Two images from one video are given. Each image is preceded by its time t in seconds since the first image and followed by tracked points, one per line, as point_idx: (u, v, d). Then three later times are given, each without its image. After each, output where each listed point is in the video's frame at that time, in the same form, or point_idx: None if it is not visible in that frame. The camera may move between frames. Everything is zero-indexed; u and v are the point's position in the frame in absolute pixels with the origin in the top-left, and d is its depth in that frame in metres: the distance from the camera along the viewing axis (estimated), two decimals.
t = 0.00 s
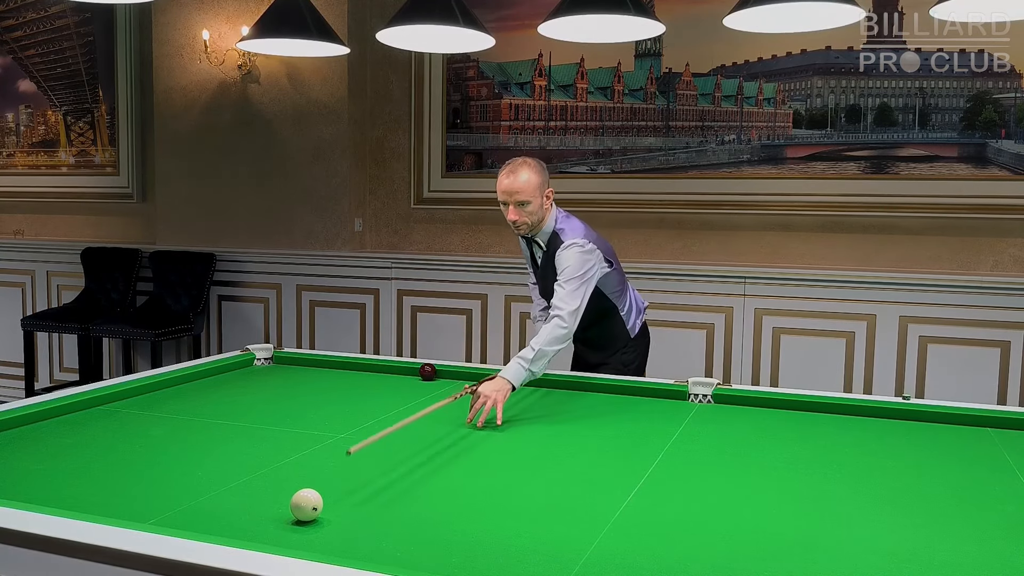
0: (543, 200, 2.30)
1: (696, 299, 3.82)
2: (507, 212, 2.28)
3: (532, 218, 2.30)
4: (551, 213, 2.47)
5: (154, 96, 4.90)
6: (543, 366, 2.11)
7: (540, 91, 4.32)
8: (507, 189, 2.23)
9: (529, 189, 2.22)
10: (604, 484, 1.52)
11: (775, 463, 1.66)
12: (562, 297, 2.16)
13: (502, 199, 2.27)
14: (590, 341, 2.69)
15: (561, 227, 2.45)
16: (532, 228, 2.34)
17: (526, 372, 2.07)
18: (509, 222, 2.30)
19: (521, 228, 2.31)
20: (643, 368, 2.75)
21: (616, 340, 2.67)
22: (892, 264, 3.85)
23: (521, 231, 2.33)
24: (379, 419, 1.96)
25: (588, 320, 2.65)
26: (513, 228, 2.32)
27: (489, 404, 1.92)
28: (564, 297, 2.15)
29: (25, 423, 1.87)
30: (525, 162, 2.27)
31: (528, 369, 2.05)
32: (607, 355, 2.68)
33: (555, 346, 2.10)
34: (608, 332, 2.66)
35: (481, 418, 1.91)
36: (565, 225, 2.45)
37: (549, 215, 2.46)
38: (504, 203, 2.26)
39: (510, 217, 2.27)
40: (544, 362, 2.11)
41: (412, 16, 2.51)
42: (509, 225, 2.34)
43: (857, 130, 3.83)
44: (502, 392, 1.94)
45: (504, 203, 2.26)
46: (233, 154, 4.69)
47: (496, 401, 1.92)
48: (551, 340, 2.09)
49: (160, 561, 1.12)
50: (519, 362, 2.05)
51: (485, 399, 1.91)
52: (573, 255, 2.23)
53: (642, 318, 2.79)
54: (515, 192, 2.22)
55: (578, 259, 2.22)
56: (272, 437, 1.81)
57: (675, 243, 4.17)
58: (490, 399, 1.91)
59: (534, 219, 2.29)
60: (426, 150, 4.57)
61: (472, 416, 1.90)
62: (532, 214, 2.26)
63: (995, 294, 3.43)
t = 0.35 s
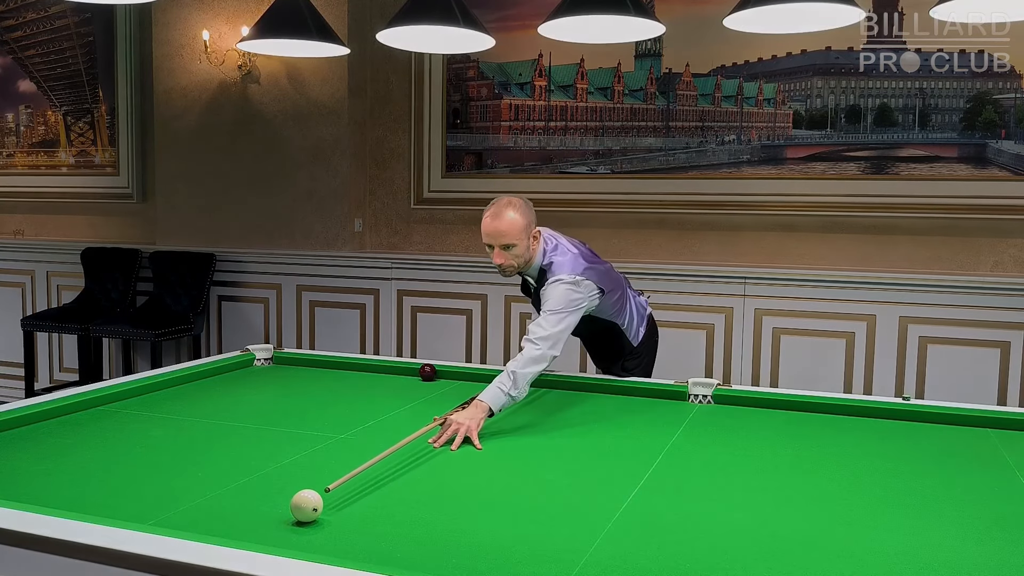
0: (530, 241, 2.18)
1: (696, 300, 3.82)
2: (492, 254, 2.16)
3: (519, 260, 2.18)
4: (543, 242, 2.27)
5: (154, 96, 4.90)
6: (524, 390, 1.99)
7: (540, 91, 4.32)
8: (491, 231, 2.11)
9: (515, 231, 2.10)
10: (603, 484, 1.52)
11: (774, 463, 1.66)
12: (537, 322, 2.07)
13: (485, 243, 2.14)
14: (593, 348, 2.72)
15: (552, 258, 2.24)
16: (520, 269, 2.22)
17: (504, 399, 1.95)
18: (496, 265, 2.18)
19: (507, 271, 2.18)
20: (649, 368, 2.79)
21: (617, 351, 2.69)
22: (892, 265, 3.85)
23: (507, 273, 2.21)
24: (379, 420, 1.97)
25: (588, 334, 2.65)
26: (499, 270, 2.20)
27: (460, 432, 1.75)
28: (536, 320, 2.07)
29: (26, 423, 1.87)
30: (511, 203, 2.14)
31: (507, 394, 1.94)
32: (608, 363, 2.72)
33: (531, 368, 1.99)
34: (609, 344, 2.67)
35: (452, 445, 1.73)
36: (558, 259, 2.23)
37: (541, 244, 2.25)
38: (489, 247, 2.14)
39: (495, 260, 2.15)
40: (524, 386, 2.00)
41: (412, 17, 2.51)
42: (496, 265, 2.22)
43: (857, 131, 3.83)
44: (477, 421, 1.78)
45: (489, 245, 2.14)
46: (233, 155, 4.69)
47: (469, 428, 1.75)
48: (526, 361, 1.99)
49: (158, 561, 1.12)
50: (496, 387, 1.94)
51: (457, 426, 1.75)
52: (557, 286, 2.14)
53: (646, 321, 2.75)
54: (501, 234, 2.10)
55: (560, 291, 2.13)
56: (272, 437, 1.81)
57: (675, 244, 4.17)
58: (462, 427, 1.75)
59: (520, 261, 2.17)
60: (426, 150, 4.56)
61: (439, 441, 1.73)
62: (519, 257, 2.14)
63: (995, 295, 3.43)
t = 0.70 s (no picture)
0: (527, 256, 2.18)
1: (696, 300, 3.82)
2: (489, 270, 2.16)
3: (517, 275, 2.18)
4: (541, 255, 2.27)
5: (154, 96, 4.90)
6: (524, 394, 1.98)
7: (541, 91, 4.32)
8: (488, 247, 2.11)
9: (512, 248, 2.10)
10: (603, 484, 1.52)
11: (774, 464, 1.66)
12: (537, 330, 2.07)
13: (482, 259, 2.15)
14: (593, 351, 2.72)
15: (550, 272, 2.24)
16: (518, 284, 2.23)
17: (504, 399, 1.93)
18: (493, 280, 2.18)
19: (504, 286, 2.19)
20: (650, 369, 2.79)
21: (616, 355, 2.69)
22: (892, 265, 3.85)
23: (505, 289, 2.21)
24: (379, 420, 1.97)
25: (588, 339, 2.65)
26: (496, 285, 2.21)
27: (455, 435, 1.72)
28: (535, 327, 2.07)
29: (27, 423, 1.88)
30: (508, 219, 2.14)
31: (507, 396, 1.93)
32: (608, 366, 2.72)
33: (530, 372, 1.99)
34: (609, 348, 2.67)
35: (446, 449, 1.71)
36: (557, 272, 2.23)
37: (539, 257, 2.26)
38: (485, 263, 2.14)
39: (493, 276, 2.15)
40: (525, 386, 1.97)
41: (412, 17, 2.51)
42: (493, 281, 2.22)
43: (856, 131, 3.83)
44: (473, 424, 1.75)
45: (486, 261, 2.14)
46: (233, 155, 4.69)
47: (464, 432, 1.73)
48: (525, 366, 1.99)
49: (157, 561, 1.12)
50: (495, 389, 1.93)
51: (452, 428, 1.73)
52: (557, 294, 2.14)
53: (646, 324, 2.75)
54: (496, 251, 2.10)
55: (560, 301, 2.13)
56: (272, 437, 1.81)
57: (674, 244, 4.17)
58: (456, 430, 1.72)
59: (518, 277, 2.17)
60: (426, 151, 4.56)
61: (434, 446, 1.71)
62: (515, 273, 2.14)
63: (994, 295, 3.44)
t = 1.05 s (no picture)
0: (527, 254, 2.17)
1: (696, 300, 3.82)
2: (489, 267, 2.15)
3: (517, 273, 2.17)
4: (541, 253, 2.26)
5: (154, 96, 4.90)
6: (524, 394, 1.97)
7: (541, 91, 4.32)
8: (489, 244, 2.11)
9: (512, 246, 2.09)
10: (603, 484, 1.52)
11: (774, 463, 1.66)
12: (537, 329, 2.07)
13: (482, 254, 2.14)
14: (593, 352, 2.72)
15: (551, 270, 2.23)
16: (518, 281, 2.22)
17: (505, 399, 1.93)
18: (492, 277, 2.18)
19: (504, 284, 2.18)
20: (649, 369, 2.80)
21: (615, 355, 2.69)
22: (892, 265, 3.85)
23: (504, 286, 2.21)
24: (379, 420, 1.97)
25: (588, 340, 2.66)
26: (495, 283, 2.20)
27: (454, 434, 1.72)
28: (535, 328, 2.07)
29: (28, 423, 1.87)
30: (509, 216, 2.14)
31: (507, 396, 1.92)
32: (608, 366, 2.72)
33: (531, 372, 1.99)
34: (609, 348, 2.68)
35: (446, 449, 1.70)
36: (558, 271, 2.23)
37: (539, 256, 2.25)
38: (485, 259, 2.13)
39: (492, 273, 2.15)
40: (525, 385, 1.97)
41: (412, 17, 2.51)
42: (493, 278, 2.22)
43: (857, 132, 3.83)
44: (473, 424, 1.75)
45: (486, 258, 2.13)
46: (233, 155, 4.69)
47: (464, 431, 1.72)
48: (526, 366, 1.98)
49: (159, 561, 1.12)
50: (496, 388, 1.92)
51: (452, 428, 1.72)
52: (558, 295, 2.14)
53: (645, 323, 2.76)
54: (497, 248, 2.10)
55: (560, 300, 2.13)
56: (274, 437, 1.81)
57: (674, 244, 4.17)
58: (456, 429, 1.72)
59: (517, 274, 2.16)
60: (426, 150, 4.56)
61: (434, 446, 1.71)
62: (516, 271, 2.14)
63: (995, 296, 3.44)
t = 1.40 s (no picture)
0: (535, 233, 2.18)
1: (696, 300, 3.82)
2: (496, 243, 2.15)
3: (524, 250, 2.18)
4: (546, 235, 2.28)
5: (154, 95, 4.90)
6: (541, 391, 2.01)
7: (541, 91, 4.32)
8: (498, 218, 2.11)
9: (520, 221, 2.10)
10: (604, 484, 1.52)
11: (775, 463, 1.66)
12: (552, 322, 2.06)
13: (489, 229, 2.14)
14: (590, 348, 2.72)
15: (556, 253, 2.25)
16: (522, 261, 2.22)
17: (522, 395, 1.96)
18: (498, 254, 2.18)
19: (510, 261, 2.18)
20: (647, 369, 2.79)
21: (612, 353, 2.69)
22: (892, 266, 3.85)
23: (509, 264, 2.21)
24: (380, 420, 1.97)
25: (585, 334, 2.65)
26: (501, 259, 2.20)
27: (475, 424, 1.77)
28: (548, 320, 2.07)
29: (27, 423, 1.87)
30: (519, 193, 2.15)
31: (524, 392, 1.96)
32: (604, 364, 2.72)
33: (551, 372, 2.01)
34: (605, 345, 2.67)
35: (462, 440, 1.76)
36: (563, 253, 2.24)
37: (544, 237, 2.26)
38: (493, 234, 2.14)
39: (499, 247, 2.15)
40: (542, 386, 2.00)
41: (412, 17, 2.51)
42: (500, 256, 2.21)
43: (857, 132, 3.83)
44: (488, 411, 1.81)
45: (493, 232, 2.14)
46: (233, 155, 4.69)
47: (481, 421, 1.78)
48: (544, 364, 1.99)
49: (160, 561, 1.12)
50: (514, 384, 1.95)
51: (469, 419, 1.77)
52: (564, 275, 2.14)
53: (645, 322, 2.76)
54: (505, 222, 2.10)
55: (570, 287, 2.12)
56: (274, 437, 1.81)
57: (675, 244, 4.18)
58: (473, 420, 1.77)
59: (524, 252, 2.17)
60: (426, 150, 4.56)
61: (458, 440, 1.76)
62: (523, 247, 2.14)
63: (994, 296, 3.44)
